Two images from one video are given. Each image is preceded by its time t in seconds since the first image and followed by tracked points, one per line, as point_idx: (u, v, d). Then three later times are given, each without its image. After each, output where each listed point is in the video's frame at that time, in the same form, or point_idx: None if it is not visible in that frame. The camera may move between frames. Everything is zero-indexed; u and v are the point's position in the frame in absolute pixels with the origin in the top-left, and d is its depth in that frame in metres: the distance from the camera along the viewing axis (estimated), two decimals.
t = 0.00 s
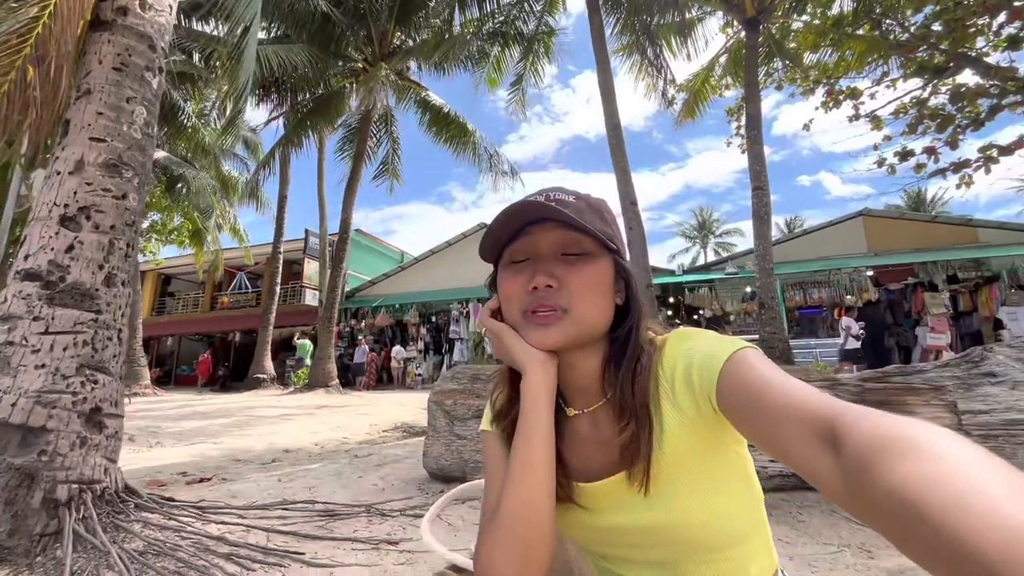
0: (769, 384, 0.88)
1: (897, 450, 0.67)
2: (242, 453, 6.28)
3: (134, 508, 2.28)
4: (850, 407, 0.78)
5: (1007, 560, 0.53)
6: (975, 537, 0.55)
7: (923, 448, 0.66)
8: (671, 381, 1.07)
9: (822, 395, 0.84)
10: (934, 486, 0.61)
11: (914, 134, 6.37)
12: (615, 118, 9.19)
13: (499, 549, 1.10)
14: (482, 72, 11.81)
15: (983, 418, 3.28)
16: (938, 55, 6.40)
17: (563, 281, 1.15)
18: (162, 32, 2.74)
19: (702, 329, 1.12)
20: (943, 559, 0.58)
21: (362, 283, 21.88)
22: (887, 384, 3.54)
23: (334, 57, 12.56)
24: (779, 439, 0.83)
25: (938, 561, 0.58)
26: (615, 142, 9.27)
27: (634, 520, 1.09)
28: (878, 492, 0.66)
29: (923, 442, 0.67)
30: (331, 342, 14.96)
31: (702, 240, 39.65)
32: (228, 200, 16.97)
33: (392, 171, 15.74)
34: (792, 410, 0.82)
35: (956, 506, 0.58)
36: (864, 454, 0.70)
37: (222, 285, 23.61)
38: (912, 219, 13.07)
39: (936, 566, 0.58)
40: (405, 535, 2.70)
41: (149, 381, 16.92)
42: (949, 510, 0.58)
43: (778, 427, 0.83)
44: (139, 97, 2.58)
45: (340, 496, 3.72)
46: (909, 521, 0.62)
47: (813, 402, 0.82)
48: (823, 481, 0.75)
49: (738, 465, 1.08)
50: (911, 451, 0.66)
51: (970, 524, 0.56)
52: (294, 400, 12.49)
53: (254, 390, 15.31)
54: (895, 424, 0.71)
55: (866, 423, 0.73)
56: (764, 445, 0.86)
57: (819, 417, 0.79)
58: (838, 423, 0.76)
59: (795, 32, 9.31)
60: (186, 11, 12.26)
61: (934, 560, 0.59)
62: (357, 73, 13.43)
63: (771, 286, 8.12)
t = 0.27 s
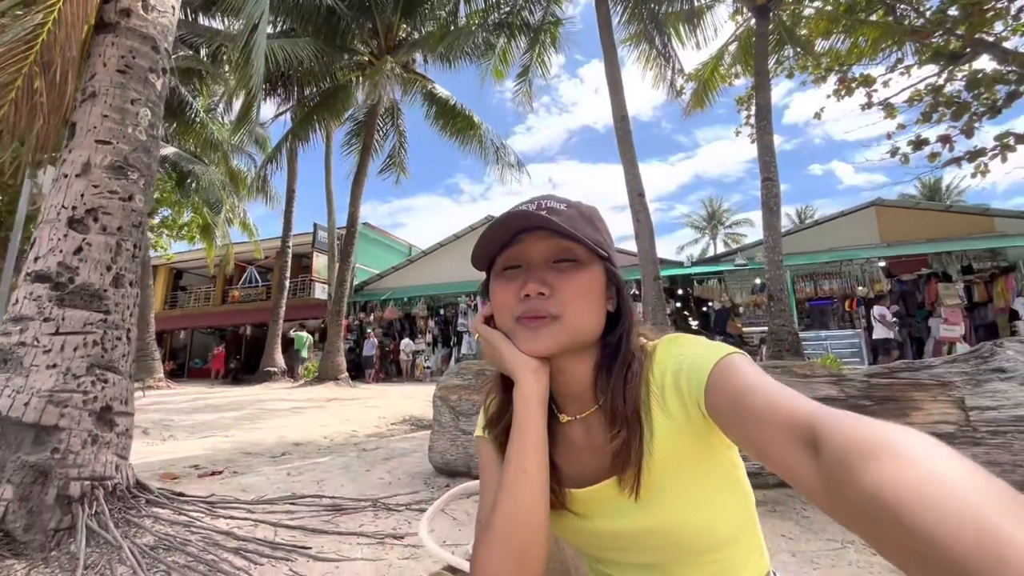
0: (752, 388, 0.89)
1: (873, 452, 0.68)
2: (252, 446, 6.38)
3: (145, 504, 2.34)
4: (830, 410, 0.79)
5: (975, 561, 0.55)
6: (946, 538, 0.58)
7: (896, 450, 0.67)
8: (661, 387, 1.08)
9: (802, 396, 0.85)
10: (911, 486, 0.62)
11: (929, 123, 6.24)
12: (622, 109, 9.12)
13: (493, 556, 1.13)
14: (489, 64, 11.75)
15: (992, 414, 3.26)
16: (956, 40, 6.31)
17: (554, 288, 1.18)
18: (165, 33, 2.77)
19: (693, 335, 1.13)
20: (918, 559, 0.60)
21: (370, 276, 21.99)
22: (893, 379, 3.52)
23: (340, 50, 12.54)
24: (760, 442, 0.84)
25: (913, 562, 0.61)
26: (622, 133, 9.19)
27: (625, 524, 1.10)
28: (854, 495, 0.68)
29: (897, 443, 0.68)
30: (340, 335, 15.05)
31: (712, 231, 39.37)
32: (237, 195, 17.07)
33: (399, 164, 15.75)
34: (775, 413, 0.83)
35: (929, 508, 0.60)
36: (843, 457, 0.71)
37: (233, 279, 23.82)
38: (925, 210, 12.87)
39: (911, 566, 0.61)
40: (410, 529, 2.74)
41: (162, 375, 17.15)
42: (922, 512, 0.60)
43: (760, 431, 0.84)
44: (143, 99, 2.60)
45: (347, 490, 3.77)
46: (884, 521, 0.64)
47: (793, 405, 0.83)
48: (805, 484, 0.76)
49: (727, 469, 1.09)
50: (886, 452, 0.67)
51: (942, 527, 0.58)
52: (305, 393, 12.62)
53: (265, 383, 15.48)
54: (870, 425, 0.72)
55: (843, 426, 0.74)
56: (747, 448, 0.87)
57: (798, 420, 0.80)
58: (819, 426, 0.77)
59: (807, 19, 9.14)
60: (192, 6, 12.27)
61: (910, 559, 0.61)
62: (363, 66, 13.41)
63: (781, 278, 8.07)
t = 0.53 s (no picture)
0: (736, 378, 0.91)
1: (852, 437, 0.70)
2: (261, 441, 6.45)
3: (153, 496, 2.39)
4: (811, 401, 0.80)
5: (948, 538, 0.57)
6: (921, 518, 0.59)
7: (874, 434, 0.69)
8: (647, 381, 1.10)
9: (782, 387, 0.87)
10: (889, 470, 0.64)
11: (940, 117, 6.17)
12: (629, 105, 9.08)
13: (482, 547, 1.16)
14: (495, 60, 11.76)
15: (998, 411, 3.24)
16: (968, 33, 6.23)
17: (537, 280, 1.21)
18: (170, 32, 2.81)
19: (679, 330, 1.15)
20: (894, 540, 0.62)
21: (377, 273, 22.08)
22: (898, 376, 3.50)
23: (346, 48, 12.57)
24: (742, 432, 0.86)
25: (888, 542, 0.63)
26: (628, 129, 9.17)
27: (611, 515, 1.13)
28: (832, 478, 0.70)
29: (876, 428, 0.70)
30: (348, 332, 15.15)
31: (720, 227, 39.13)
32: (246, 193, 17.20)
33: (406, 161, 15.80)
34: (757, 404, 0.85)
35: (904, 489, 0.62)
36: (822, 444, 0.72)
37: (242, 276, 24.01)
38: (937, 205, 12.72)
39: (886, 546, 0.63)
40: (412, 523, 2.77)
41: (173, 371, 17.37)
42: (897, 493, 0.62)
43: (742, 421, 0.86)
44: (150, 98, 2.65)
45: (352, 485, 3.81)
46: (862, 503, 0.65)
47: (775, 396, 0.84)
48: (785, 472, 0.78)
49: (714, 463, 1.10)
50: (865, 438, 0.69)
51: (915, 507, 0.60)
52: (313, 389, 12.71)
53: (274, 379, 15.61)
54: (851, 413, 0.74)
55: (823, 414, 0.76)
56: (730, 438, 0.88)
57: (779, 409, 0.81)
58: (799, 415, 0.78)
59: (817, 12, 9.03)
60: (201, 5, 12.35)
61: (883, 541, 0.63)
62: (370, 64, 13.46)
63: (789, 275, 8.02)
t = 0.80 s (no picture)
0: (730, 376, 0.91)
1: (843, 433, 0.70)
2: (263, 438, 6.47)
3: (156, 492, 2.40)
4: (803, 398, 0.81)
5: (936, 534, 0.58)
6: (909, 514, 0.60)
7: (864, 430, 0.69)
8: (643, 380, 1.10)
9: (776, 384, 0.87)
10: (879, 466, 0.64)
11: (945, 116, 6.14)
12: (631, 103, 9.07)
13: (476, 544, 1.16)
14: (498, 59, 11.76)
15: (1001, 411, 3.24)
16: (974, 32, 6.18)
17: (531, 281, 1.22)
18: (174, 31, 2.82)
19: (673, 329, 1.15)
20: (882, 535, 0.63)
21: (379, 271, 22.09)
22: (900, 376, 3.50)
23: (349, 46, 12.57)
24: (736, 429, 0.86)
25: (875, 536, 0.63)
26: (631, 127, 9.15)
27: (608, 513, 1.13)
28: (823, 475, 0.70)
29: (867, 424, 0.70)
30: (350, 330, 15.17)
31: (723, 226, 39.08)
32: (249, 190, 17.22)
33: (409, 159, 15.81)
34: (749, 402, 0.85)
35: (892, 486, 0.62)
36: (812, 440, 0.73)
37: (245, 274, 24.06)
38: (941, 205, 12.67)
39: (874, 541, 0.63)
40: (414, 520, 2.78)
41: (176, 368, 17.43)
42: (887, 490, 0.62)
43: (734, 418, 0.86)
44: (153, 96, 2.66)
45: (354, 482, 3.83)
46: (851, 499, 0.66)
47: (767, 393, 0.85)
48: (777, 470, 0.78)
49: (709, 461, 1.11)
50: (851, 433, 0.69)
51: (901, 502, 0.61)
52: (315, 387, 12.73)
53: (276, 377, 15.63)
54: (841, 410, 0.74)
55: (812, 412, 0.76)
56: (724, 436, 0.89)
57: (770, 406, 0.82)
58: (790, 412, 0.79)
59: (821, 11, 8.99)
60: (204, 3, 12.37)
61: (873, 535, 0.63)
62: (373, 62, 13.47)
63: (792, 274, 8.00)
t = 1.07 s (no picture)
0: (745, 373, 0.90)
1: (863, 431, 0.69)
2: (262, 436, 6.45)
3: (158, 488, 2.39)
4: (820, 395, 0.80)
5: (958, 533, 0.57)
6: (931, 514, 0.59)
7: (883, 428, 0.68)
8: (655, 378, 1.09)
9: (792, 382, 0.87)
10: (899, 465, 0.63)
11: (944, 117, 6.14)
12: (631, 102, 9.06)
13: (488, 542, 1.16)
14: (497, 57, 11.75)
15: (1002, 411, 3.22)
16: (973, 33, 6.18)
17: (541, 278, 1.21)
18: (175, 25, 2.80)
19: (685, 326, 1.15)
20: (902, 534, 0.62)
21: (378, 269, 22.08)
22: (902, 376, 3.50)
23: (349, 43, 12.52)
24: (750, 427, 0.85)
25: (894, 536, 0.63)
26: (631, 126, 9.14)
27: (620, 511, 1.12)
28: (840, 473, 0.69)
29: (887, 422, 0.69)
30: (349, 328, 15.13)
31: (721, 226, 39.10)
32: (247, 187, 17.18)
33: (408, 157, 15.77)
34: (765, 399, 0.84)
35: (915, 484, 0.61)
36: (831, 438, 0.72)
37: (243, 271, 24.00)
38: (940, 206, 12.70)
39: (895, 542, 0.62)
40: (416, 518, 2.77)
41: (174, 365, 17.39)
42: (907, 489, 0.61)
43: (749, 416, 0.85)
44: (155, 91, 2.64)
45: (354, 480, 3.82)
46: (869, 498, 0.65)
47: (782, 390, 0.84)
48: (795, 468, 0.77)
49: (722, 457, 1.10)
50: (869, 431, 0.69)
51: (922, 500, 0.60)
52: (313, 385, 12.71)
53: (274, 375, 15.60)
54: (859, 408, 0.73)
55: (829, 409, 0.75)
56: (739, 433, 0.88)
57: (786, 404, 0.81)
58: (807, 410, 0.78)
59: (821, 11, 8.98)
60: None
61: (891, 535, 0.63)
62: (372, 59, 13.43)
63: (791, 274, 7.99)
